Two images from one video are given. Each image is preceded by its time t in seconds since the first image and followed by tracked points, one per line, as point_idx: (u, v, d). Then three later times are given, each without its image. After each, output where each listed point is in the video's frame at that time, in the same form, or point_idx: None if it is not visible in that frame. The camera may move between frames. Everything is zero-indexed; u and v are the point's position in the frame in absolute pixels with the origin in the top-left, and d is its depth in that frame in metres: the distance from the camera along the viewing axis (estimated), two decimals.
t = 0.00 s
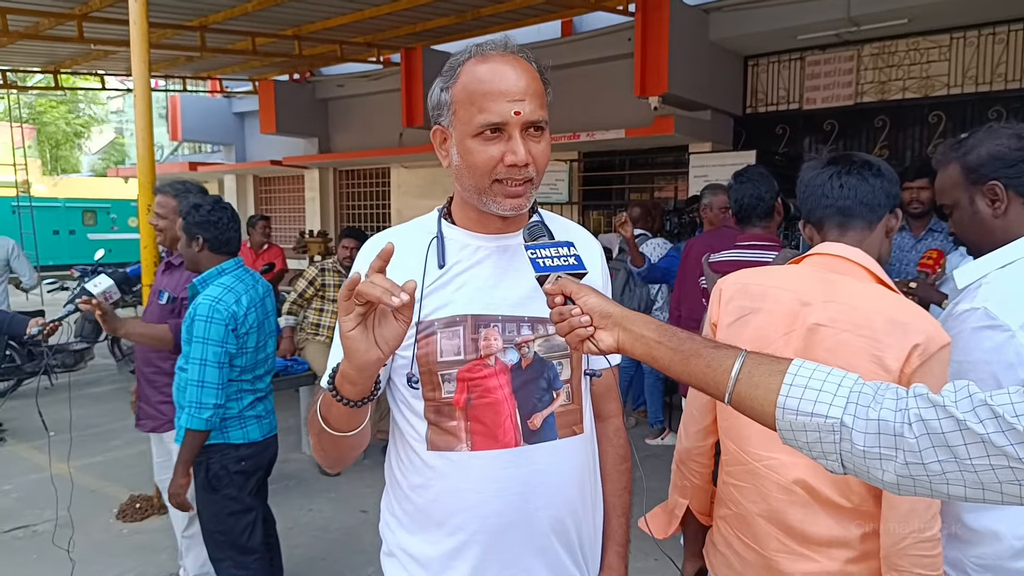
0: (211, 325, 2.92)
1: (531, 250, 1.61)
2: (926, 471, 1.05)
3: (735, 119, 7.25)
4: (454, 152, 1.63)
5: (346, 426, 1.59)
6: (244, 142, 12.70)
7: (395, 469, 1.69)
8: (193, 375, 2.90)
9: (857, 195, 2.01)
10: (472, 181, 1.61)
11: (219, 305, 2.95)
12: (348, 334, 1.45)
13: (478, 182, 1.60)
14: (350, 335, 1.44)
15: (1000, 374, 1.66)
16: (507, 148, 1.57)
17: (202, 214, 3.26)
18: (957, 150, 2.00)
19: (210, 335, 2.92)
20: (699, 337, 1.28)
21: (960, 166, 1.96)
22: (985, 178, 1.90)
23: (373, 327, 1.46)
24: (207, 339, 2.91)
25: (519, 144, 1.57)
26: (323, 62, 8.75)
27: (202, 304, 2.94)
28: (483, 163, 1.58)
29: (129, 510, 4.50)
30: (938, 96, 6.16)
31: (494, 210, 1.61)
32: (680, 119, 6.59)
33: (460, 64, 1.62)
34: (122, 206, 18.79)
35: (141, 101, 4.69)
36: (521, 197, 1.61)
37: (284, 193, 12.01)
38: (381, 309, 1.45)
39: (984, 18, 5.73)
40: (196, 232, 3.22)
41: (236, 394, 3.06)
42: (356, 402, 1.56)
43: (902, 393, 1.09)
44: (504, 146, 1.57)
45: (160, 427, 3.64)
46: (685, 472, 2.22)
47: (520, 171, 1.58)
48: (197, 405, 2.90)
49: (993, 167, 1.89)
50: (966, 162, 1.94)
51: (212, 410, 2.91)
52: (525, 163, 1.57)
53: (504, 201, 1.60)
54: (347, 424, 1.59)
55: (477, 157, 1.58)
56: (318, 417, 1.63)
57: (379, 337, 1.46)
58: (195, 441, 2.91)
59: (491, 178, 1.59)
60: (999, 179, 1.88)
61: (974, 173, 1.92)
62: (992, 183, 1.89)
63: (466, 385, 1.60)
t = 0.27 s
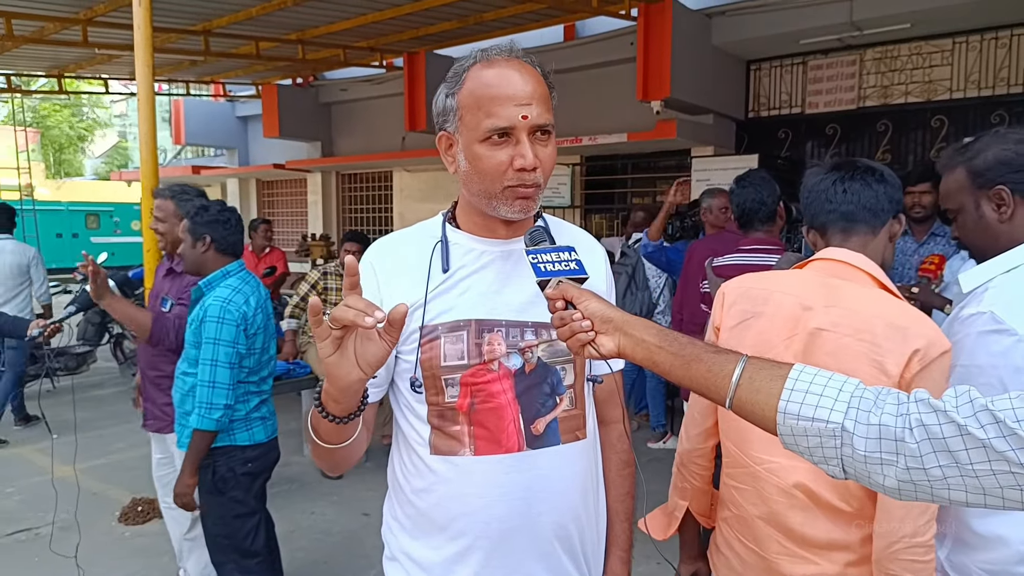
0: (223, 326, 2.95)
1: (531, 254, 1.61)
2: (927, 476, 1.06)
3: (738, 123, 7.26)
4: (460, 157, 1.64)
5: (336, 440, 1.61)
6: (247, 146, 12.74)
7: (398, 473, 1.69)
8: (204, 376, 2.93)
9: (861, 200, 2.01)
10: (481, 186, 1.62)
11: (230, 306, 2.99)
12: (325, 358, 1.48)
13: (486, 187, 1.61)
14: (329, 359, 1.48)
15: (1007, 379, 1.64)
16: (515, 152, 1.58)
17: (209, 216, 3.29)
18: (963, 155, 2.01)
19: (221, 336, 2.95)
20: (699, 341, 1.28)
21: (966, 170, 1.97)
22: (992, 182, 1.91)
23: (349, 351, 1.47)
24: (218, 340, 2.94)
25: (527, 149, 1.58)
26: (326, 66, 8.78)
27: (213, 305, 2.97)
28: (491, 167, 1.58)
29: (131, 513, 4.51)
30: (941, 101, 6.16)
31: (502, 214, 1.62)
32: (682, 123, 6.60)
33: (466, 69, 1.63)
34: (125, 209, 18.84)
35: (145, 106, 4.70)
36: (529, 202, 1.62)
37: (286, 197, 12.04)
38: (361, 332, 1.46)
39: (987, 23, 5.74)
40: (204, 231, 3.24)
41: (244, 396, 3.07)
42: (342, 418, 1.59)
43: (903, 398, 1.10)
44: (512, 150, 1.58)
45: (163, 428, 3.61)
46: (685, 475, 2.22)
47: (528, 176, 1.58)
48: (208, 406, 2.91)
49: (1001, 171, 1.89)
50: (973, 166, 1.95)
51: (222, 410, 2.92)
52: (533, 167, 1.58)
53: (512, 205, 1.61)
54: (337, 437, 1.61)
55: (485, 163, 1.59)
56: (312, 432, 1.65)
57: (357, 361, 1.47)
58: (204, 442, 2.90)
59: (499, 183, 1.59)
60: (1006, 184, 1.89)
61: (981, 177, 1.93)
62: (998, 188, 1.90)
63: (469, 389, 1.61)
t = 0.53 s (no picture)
0: (230, 324, 2.96)
1: (531, 257, 1.60)
2: (929, 480, 1.06)
3: (739, 124, 7.26)
4: (461, 160, 1.64)
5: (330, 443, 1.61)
6: (248, 149, 12.75)
7: (399, 478, 1.69)
8: (214, 375, 2.92)
9: (864, 204, 2.01)
10: (481, 190, 1.62)
11: (237, 304, 3.00)
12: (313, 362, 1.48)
13: (487, 191, 1.61)
14: (319, 362, 1.47)
15: (1011, 382, 1.64)
16: (517, 154, 1.58)
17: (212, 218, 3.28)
18: (968, 156, 2.01)
19: (229, 334, 2.96)
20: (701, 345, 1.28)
21: (970, 171, 1.97)
22: (995, 184, 1.91)
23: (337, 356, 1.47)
24: (227, 338, 2.95)
25: (529, 151, 1.58)
26: (328, 68, 8.78)
27: (221, 303, 2.98)
28: (493, 170, 1.58)
29: (132, 515, 4.51)
30: (942, 102, 6.16)
31: (502, 218, 1.62)
32: (683, 125, 6.61)
33: (467, 72, 1.63)
34: (126, 211, 18.86)
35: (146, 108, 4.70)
36: (531, 206, 1.61)
37: (288, 199, 12.05)
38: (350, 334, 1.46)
39: (988, 24, 5.73)
40: (210, 230, 3.25)
41: (248, 398, 3.08)
42: (336, 421, 1.58)
43: (905, 402, 1.09)
44: (513, 153, 1.58)
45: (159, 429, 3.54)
46: (689, 480, 2.22)
47: (530, 178, 1.58)
48: (218, 404, 2.90)
49: (1006, 172, 1.89)
50: (977, 167, 1.95)
51: (234, 408, 2.92)
52: (534, 169, 1.57)
53: (513, 208, 1.61)
54: (333, 440, 1.61)
55: (486, 165, 1.59)
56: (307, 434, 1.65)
57: (345, 365, 1.47)
58: (216, 440, 2.89)
59: (500, 187, 1.59)
60: (1009, 186, 1.89)
61: (985, 178, 1.93)
62: (1001, 190, 1.90)
63: (470, 394, 1.61)
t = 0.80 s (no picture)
0: (231, 326, 2.96)
1: (531, 258, 1.60)
2: (931, 482, 1.06)
3: (739, 126, 7.26)
4: (460, 161, 1.64)
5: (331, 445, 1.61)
6: (249, 150, 12.76)
7: (399, 480, 1.69)
8: (214, 377, 2.93)
9: (868, 205, 2.01)
10: (480, 190, 1.62)
11: (237, 306, 2.99)
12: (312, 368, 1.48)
13: (486, 191, 1.61)
14: (323, 376, 1.48)
15: (1013, 382, 1.65)
16: (514, 154, 1.58)
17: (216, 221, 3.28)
18: (969, 156, 2.00)
19: (230, 335, 2.95)
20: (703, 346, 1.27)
21: (972, 172, 1.97)
22: (997, 184, 1.91)
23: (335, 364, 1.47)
24: (228, 339, 2.95)
25: (526, 151, 1.58)
26: (328, 69, 8.79)
27: (221, 305, 2.98)
28: (491, 170, 1.59)
29: (134, 516, 4.51)
30: (943, 103, 6.16)
31: (502, 218, 1.62)
32: (684, 126, 6.61)
33: (464, 73, 1.63)
34: (127, 212, 18.88)
35: (147, 110, 4.70)
36: (530, 207, 1.61)
37: (288, 200, 12.06)
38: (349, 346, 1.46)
39: (989, 25, 5.73)
40: (211, 236, 3.25)
41: (247, 401, 3.09)
42: (339, 427, 1.59)
43: (908, 403, 1.09)
44: (511, 153, 1.58)
45: (149, 427, 3.51)
46: (692, 483, 2.21)
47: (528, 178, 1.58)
48: (218, 407, 2.90)
49: (1007, 174, 1.89)
50: (978, 168, 1.95)
51: (234, 410, 2.93)
52: (533, 169, 1.58)
53: (513, 210, 1.60)
54: (335, 445, 1.61)
55: (484, 166, 1.59)
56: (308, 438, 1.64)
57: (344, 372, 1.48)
58: (215, 441, 2.89)
59: (499, 187, 1.59)
60: (1010, 187, 1.89)
61: (986, 179, 1.93)
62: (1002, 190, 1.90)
63: (470, 396, 1.61)
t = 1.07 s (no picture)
0: (225, 328, 2.95)
1: (532, 254, 1.60)
2: (933, 479, 1.06)
3: (740, 124, 7.25)
4: (460, 160, 1.64)
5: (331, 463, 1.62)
6: (249, 147, 12.75)
7: (398, 478, 1.69)
8: (206, 379, 2.93)
9: (871, 204, 2.01)
10: (480, 189, 1.62)
11: (234, 307, 2.99)
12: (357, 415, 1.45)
13: (485, 190, 1.62)
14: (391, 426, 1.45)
15: (1015, 380, 1.65)
16: (512, 154, 1.58)
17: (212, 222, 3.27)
18: (972, 153, 2.00)
19: (224, 338, 2.94)
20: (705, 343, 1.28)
21: (974, 169, 1.97)
22: (999, 181, 1.91)
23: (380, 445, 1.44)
24: (221, 342, 2.94)
25: (524, 151, 1.58)
26: (329, 67, 8.78)
27: (217, 306, 2.97)
28: (490, 170, 1.59)
29: (134, 513, 4.51)
30: (944, 102, 6.15)
31: (500, 218, 1.62)
32: (684, 124, 6.61)
33: (464, 71, 1.63)
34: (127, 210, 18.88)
35: (147, 107, 4.70)
36: (529, 207, 1.62)
37: (288, 198, 12.05)
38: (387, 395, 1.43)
39: (990, 24, 5.73)
40: (208, 239, 3.23)
41: (246, 400, 3.09)
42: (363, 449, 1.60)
43: (909, 401, 1.09)
44: (509, 153, 1.58)
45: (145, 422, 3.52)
46: (695, 481, 2.21)
47: (526, 179, 1.59)
48: (209, 409, 2.91)
49: (1009, 171, 1.89)
50: (981, 165, 1.95)
51: (224, 413, 2.93)
52: (530, 169, 1.58)
53: (511, 209, 1.61)
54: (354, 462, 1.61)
55: (483, 165, 1.60)
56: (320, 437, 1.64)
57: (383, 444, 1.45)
58: (205, 442, 2.91)
59: (497, 187, 1.60)
60: (1012, 184, 1.89)
61: (988, 176, 1.93)
62: (1004, 188, 1.90)
63: (470, 392, 1.61)
